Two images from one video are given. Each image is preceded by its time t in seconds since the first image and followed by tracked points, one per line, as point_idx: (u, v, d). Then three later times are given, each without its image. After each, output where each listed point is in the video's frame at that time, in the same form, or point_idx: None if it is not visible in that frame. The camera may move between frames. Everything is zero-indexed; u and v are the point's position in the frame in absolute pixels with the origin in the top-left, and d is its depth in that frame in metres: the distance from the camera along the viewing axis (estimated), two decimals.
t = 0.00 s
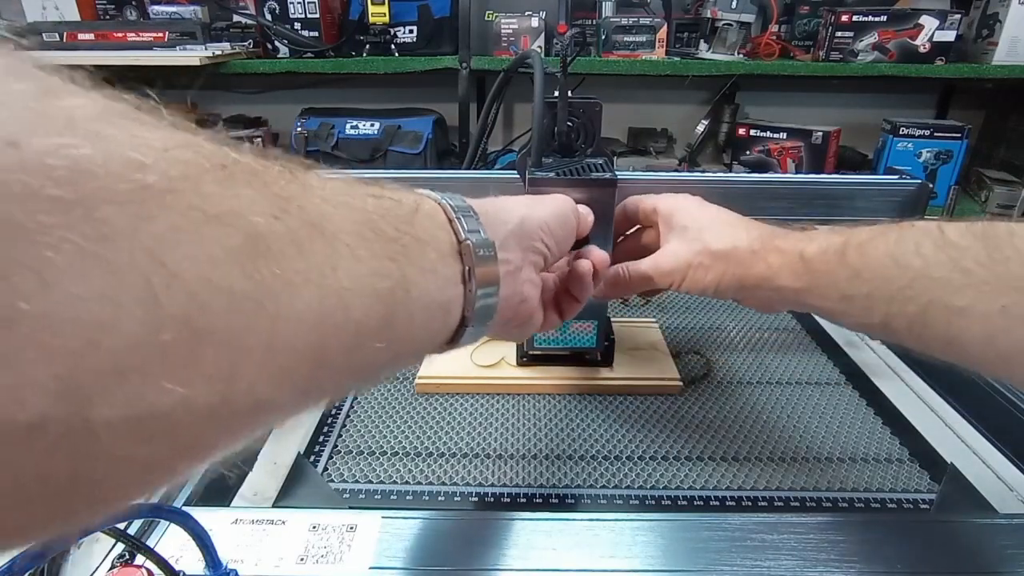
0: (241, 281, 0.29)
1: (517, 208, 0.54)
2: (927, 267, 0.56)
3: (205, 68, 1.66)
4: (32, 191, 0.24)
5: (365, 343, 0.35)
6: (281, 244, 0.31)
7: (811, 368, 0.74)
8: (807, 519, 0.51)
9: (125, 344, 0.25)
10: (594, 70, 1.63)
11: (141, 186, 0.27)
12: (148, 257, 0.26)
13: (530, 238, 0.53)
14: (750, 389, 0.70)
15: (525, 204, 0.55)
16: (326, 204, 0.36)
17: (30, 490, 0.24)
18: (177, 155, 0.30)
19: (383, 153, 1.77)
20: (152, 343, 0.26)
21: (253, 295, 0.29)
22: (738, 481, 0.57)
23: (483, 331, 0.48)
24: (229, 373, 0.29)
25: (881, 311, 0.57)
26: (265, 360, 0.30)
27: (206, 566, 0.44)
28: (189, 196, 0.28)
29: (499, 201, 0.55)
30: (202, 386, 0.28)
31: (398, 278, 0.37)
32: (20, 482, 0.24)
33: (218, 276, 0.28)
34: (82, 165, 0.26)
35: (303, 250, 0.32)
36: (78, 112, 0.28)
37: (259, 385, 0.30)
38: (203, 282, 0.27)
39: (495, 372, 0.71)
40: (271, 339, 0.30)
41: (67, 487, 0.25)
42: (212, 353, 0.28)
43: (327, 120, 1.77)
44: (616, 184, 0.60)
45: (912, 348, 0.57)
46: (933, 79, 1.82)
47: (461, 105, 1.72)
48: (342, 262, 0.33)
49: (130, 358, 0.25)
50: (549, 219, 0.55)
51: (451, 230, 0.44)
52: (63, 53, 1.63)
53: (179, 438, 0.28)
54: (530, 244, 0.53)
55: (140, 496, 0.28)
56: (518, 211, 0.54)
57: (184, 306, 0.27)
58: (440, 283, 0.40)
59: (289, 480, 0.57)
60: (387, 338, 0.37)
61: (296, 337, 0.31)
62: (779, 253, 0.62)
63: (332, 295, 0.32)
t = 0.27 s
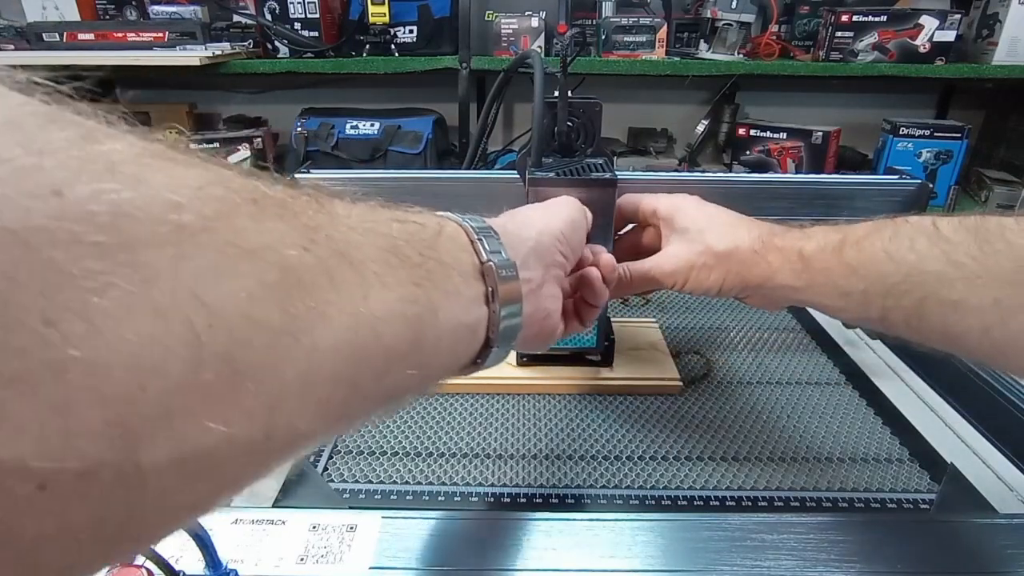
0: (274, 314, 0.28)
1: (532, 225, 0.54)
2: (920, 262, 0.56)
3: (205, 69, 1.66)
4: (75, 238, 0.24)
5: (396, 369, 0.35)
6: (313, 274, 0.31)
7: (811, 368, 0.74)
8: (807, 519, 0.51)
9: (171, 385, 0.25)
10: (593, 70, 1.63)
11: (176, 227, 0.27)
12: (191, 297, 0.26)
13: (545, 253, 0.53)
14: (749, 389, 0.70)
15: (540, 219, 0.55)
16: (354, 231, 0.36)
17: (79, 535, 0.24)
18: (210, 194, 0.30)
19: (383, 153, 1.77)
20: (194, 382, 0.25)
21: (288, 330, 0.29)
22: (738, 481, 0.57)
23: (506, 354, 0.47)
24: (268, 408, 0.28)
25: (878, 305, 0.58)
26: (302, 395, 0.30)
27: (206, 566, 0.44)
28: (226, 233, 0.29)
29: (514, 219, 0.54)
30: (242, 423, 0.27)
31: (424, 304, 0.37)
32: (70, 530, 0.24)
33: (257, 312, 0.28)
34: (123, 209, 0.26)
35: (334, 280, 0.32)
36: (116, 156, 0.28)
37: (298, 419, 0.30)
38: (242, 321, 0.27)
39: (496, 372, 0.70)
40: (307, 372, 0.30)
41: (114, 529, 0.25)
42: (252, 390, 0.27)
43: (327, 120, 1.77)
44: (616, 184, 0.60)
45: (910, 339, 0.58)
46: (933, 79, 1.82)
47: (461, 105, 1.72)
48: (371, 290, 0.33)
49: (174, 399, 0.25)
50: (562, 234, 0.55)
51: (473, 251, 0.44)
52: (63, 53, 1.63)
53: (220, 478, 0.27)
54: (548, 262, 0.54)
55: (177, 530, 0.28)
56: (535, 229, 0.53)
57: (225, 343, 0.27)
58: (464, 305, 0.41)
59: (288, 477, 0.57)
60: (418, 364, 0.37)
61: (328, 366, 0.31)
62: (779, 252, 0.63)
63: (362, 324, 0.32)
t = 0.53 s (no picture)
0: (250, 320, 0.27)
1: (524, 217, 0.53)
2: (921, 256, 0.56)
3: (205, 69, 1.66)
4: (43, 245, 0.23)
5: (382, 365, 0.34)
6: (289, 274, 0.29)
7: (811, 368, 0.74)
8: (807, 519, 0.51)
9: (139, 389, 0.24)
10: (593, 70, 1.63)
11: (144, 232, 0.26)
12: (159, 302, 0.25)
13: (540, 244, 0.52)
14: (750, 389, 0.70)
15: (531, 211, 0.54)
16: (340, 228, 0.35)
17: (48, 537, 0.23)
18: (185, 196, 0.29)
19: (383, 153, 1.77)
20: (164, 386, 0.24)
21: (263, 334, 0.28)
22: (738, 481, 0.57)
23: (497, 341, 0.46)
24: (245, 408, 0.27)
25: (881, 299, 0.58)
26: (283, 394, 0.29)
27: (206, 566, 0.45)
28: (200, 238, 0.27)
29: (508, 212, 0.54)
30: (217, 424, 0.26)
31: (411, 301, 0.35)
32: (37, 534, 0.23)
33: (228, 313, 0.26)
34: (91, 216, 0.25)
35: (314, 283, 0.30)
36: (81, 160, 0.28)
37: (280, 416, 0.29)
38: (216, 322, 0.26)
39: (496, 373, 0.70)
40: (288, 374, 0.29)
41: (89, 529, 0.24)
42: (226, 388, 0.26)
43: (327, 120, 1.77)
44: (616, 184, 0.60)
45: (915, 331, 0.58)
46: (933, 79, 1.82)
47: (461, 105, 1.72)
48: (352, 287, 0.32)
49: (143, 403, 0.24)
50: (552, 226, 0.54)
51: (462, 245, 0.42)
52: (63, 53, 1.63)
53: (199, 477, 0.27)
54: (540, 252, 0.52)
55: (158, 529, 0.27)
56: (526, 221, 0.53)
57: (195, 347, 0.25)
58: (454, 302, 0.39)
59: (288, 479, 0.58)
60: (404, 359, 0.35)
61: (310, 366, 0.30)
62: (779, 250, 0.63)
63: (346, 322, 0.31)
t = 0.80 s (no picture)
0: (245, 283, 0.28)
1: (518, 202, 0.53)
2: (920, 255, 0.56)
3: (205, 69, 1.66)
4: (37, 202, 0.24)
5: (376, 338, 0.35)
6: (287, 243, 0.31)
7: (811, 368, 0.74)
8: (807, 519, 0.51)
9: (136, 348, 0.25)
10: (594, 70, 1.63)
11: (140, 211, 0.26)
12: (152, 261, 0.26)
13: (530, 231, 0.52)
14: (750, 390, 0.70)
15: (526, 197, 0.54)
16: (329, 199, 0.35)
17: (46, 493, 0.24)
18: (177, 159, 0.30)
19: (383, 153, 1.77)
20: (159, 346, 0.26)
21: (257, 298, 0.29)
22: (738, 481, 0.57)
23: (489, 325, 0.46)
24: (237, 370, 0.28)
25: (881, 300, 0.58)
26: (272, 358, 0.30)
27: (206, 566, 0.44)
28: (193, 200, 0.28)
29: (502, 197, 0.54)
30: (212, 383, 0.27)
31: (404, 272, 0.36)
32: (34, 488, 0.24)
33: (225, 278, 0.28)
34: (84, 195, 0.25)
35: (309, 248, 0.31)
36: (80, 120, 0.28)
37: (269, 382, 0.30)
38: (211, 285, 0.27)
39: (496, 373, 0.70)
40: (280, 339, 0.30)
41: (83, 487, 0.25)
42: (219, 351, 0.28)
43: (327, 120, 1.77)
44: (616, 184, 0.60)
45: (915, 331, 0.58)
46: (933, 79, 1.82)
47: (460, 106, 1.72)
48: (348, 258, 0.33)
49: (141, 360, 0.25)
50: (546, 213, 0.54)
51: (457, 222, 0.43)
52: (63, 53, 1.63)
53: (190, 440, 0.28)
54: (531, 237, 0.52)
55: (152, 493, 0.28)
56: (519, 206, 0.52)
57: (191, 308, 0.26)
58: (447, 275, 0.40)
59: (289, 479, 0.58)
60: (396, 332, 0.37)
61: (303, 335, 0.31)
62: (780, 249, 0.63)
63: (343, 293, 0.32)
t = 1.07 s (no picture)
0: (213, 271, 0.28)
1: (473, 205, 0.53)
2: (919, 251, 0.56)
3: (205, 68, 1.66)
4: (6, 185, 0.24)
5: (338, 330, 0.35)
6: (252, 235, 0.31)
7: (810, 368, 0.74)
8: (807, 519, 0.51)
9: (105, 330, 0.25)
10: (594, 70, 1.63)
11: (115, 202, 0.27)
12: (122, 247, 0.26)
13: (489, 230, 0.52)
14: (750, 390, 0.70)
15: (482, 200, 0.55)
16: (290, 198, 0.36)
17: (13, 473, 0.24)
18: (148, 152, 0.30)
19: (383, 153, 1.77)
20: (128, 330, 0.26)
21: (226, 284, 0.29)
22: (739, 481, 0.57)
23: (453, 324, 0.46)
24: (207, 358, 0.28)
25: (879, 297, 0.58)
26: (240, 347, 0.30)
27: (206, 566, 0.44)
28: (162, 190, 0.29)
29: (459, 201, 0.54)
30: (181, 368, 0.27)
31: (367, 266, 0.36)
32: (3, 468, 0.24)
33: (196, 268, 0.28)
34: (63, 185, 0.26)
35: (273, 241, 0.32)
36: (48, 111, 0.28)
37: (236, 369, 0.30)
38: (178, 273, 0.27)
39: (495, 372, 0.71)
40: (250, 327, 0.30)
41: (50, 469, 0.25)
42: (190, 337, 0.27)
43: (327, 120, 1.77)
44: (617, 184, 0.60)
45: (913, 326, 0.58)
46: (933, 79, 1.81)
47: (460, 106, 1.72)
48: (310, 252, 0.33)
49: (108, 345, 0.25)
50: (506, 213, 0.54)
51: (412, 223, 0.43)
52: (63, 53, 1.63)
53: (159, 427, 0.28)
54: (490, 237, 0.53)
55: (120, 480, 0.28)
56: (474, 208, 0.53)
57: (159, 294, 0.26)
58: (409, 271, 0.40)
59: (289, 480, 0.57)
60: (360, 325, 0.36)
61: (270, 326, 0.31)
62: (779, 247, 0.63)
63: (304, 284, 0.32)
